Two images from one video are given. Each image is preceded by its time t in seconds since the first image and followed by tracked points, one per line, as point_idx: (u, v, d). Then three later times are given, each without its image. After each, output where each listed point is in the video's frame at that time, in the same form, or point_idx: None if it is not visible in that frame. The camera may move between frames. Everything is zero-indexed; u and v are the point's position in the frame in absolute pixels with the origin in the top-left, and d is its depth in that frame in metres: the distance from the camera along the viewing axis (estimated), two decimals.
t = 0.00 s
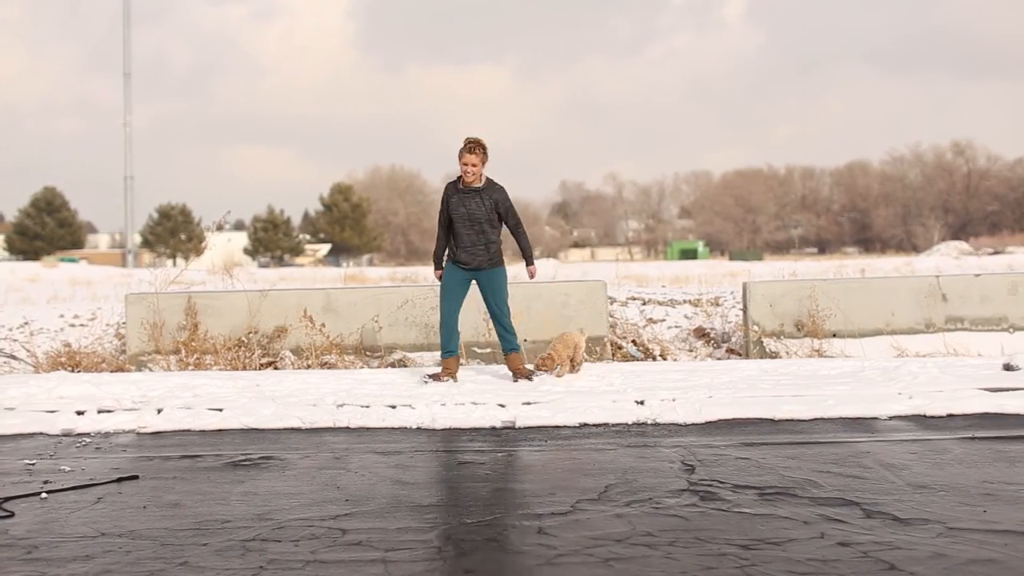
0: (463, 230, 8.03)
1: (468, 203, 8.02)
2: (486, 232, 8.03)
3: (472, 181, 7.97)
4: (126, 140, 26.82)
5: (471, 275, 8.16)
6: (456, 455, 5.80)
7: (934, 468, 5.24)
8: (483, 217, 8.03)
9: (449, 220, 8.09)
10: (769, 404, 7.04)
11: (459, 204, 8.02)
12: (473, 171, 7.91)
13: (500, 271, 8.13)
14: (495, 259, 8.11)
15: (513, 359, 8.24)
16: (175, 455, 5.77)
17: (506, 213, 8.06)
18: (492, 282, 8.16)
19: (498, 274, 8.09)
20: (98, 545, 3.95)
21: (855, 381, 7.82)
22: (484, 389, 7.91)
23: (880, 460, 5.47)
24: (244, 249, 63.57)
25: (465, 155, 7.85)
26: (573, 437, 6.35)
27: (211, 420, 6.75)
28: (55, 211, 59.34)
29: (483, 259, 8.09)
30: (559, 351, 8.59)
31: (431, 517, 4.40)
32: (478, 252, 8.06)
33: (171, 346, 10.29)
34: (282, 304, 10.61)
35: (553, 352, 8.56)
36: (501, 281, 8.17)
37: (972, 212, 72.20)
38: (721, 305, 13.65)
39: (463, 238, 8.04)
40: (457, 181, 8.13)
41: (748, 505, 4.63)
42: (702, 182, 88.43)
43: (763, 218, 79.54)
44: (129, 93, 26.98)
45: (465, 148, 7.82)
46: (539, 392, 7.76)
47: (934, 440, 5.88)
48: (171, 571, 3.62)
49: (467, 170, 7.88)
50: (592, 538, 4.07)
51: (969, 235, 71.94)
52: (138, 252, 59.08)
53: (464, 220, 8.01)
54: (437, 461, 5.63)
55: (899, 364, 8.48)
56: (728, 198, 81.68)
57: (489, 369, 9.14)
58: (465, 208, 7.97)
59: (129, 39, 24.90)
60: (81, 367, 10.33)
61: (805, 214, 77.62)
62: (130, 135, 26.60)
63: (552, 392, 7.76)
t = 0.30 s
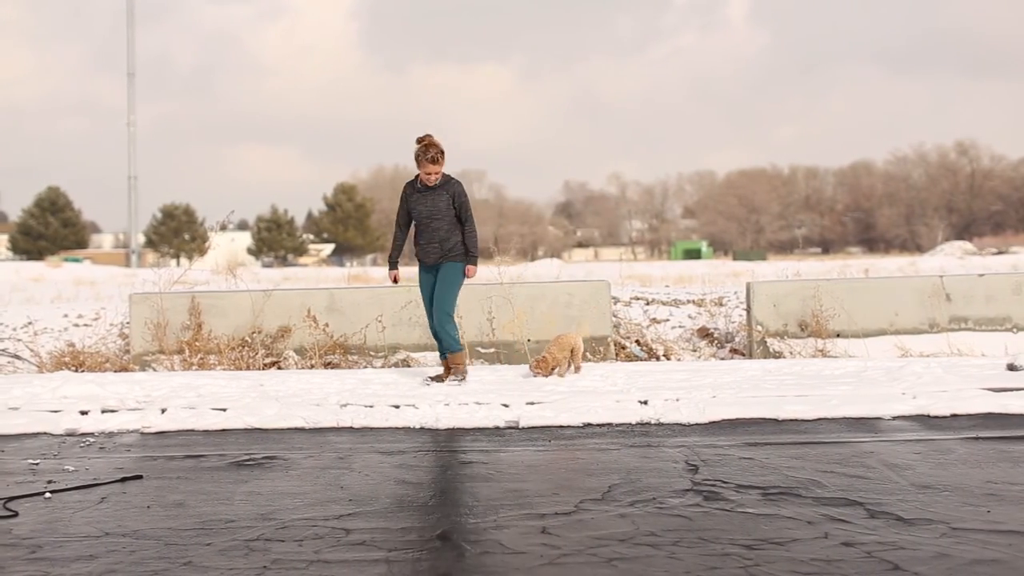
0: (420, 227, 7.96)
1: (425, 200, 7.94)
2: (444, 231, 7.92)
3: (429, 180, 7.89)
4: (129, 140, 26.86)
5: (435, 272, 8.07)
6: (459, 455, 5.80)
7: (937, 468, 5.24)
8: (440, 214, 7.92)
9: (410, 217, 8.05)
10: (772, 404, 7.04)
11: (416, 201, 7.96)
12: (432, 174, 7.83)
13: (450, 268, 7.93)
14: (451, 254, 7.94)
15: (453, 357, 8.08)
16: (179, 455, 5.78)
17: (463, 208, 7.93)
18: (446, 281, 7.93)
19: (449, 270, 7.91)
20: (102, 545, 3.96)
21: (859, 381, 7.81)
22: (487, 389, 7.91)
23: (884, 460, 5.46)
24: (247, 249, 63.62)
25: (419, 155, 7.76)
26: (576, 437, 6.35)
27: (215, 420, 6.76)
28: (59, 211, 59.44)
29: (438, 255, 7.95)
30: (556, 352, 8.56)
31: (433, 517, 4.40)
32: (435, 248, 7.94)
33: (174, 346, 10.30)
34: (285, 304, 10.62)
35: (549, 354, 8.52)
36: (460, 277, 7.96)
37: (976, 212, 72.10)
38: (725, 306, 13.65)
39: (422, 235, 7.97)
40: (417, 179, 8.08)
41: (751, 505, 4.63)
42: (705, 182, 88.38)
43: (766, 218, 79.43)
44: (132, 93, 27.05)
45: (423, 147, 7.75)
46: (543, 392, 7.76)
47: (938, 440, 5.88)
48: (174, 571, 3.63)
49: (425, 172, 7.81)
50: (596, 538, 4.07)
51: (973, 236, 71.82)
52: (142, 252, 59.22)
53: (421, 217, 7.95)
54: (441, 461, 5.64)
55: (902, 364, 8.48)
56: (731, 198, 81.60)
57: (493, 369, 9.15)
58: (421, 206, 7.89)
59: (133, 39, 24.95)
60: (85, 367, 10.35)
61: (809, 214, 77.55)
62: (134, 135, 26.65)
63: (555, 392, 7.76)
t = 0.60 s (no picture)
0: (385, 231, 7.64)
1: (394, 203, 7.65)
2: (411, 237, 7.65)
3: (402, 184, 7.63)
4: (136, 140, 26.96)
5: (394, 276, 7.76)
6: (466, 455, 5.81)
7: (945, 468, 5.24)
8: (407, 219, 7.64)
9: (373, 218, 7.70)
10: (780, 404, 7.04)
11: (384, 204, 7.64)
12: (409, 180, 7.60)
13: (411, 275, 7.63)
14: (414, 261, 7.65)
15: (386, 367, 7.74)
16: (186, 455, 5.80)
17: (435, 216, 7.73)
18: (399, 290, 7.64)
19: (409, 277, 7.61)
20: (110, 544, 3.98)
21: (867, 381, 7.81)
22: (494, 389, 7.92)
23: (892, 460, 5.46)
24: (254, 249, 63.78)
25: (399, 159, 7.50)
26: (583, 437, 6.36)
27: (222, 420, 6.78)
28: (67, 211, 59.66)
29: (400, 260, 7.64)
30: (552, 352, 8.61)
31: (440, 517, 4.42)
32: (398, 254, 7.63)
33: (182, 346, 10.33)
34: (293, 304, 10.66)
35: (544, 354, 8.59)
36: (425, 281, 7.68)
37: (984, 212, 71.90)
38: (732, 305, 13.64)
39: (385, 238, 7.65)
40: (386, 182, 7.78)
41: (758, 505, 4.63)
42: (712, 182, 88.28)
43: (773, 218, 79.30)
44: (139, 93, 27.15)
45: (403, 151, 7.50)
46: (550, 392, 7.77)
47: (946, 440, 5.88)
48: (181, 571, 3.65)
49: (402, 178, 7.57)
50: (603, 538, 4.08)
51: (981, 236, 71.62)
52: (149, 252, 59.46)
53: (388, 220, 7.63)
54: (448, 461, 5.65)
55: (910, 364, 8.47)
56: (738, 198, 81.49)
57: (500, 369, 9.16)
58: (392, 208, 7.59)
59: (141, 39, 25.04)
60: (92, 367, 10.40)
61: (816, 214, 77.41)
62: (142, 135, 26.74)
63: (563, 392, 7.77)
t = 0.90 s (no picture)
0: (362, 229, 7.57)
1: (369, 201, 7.60)
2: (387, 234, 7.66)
3: (377, 181, 7.61)
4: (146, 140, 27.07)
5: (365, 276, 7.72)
6: (476, 455, 5.83)
7: (955, 468, 5.23)
8: (384, 217, 7.64)
9: (347, 216, 7.59)
10: (789, 404, 7.04)
11: (360, 202, 7.57)
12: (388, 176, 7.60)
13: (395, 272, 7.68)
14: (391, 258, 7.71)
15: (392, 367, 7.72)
16: (195, 455, 5.83)
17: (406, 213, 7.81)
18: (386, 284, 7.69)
19: (396, 273, 7.67)
20: (119, 544, 4.01)
21: (876, 381, 7.81)
22: (504, 389, 7.94)
23: (902, 460, 5.46)
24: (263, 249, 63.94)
25: (385, 157, 7.47)
26: (593, 437, 6.36)
27: (232, 420, 6.81)
28: (76, 211, 59.91)
29: (380, 259, 7.64)
30: (560, 352, 8.61)
31: (450, 517, 4.44)
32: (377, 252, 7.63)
33: (191, 346, 10.37)
34: (302, 304, 10.70)
35: (551, 354, 8.60)
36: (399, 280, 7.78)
37: (994, 212, 71.60)
38: (741, 306, 13.63)
39: (364, 236, 7.58)
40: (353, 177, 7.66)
41: (768, 506, 4.64)
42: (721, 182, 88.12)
43: (783, 218, 79.09)
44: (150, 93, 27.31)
45: (387, 149, 7.48)
46: (559, 392, 7.79)
47: (957, 441, 5.87)
48: (191, 570, 3.67)
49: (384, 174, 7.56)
50: (612, 539, 4.09)
51: (991, 236, 71.32)
52: (159, 252, 59.76)
53: (365, 218, 7.57)
54: (458, 460, 5.67)
55: (920, 364, 8.45)
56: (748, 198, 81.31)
57: (509, 369, 9.18)
58: (369, 205, 7.55)
59: (150, 38, 25.14)
60: (102, 367, 10.45)
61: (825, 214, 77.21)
62: (151, 134, 26.84)
63: (572, 392, 7.78)
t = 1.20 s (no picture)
0: (337, 242, 7.65)
1: (343, 214, 7.69)
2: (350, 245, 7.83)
3: (349, 192, 7.68)
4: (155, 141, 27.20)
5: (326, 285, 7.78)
6: (486, 455, 5.85)
7: (966, 469, 5.22)
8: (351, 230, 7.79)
9: (322, 229, 7.57)
10: (799, 404, 7.04)
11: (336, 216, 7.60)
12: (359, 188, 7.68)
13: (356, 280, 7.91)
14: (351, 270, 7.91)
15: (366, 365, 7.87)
16: (205, 455, 5.86)
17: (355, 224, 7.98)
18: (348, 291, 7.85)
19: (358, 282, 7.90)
20: (129, 544, 4.04)
21: (886, 381, 7.80)
22: (513, 389, 7.96)
23: (912, 461, 5.45)
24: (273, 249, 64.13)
25: (362, 167, 7.53)
26: (603, 437, 6.38)
27: (242, 420, 6.85)
28: (87, 211, 60.21)
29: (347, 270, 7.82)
30: (562, 352, 8.58)
31: (460, 517, 4.46)
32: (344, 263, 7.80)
33: (201, 346, 10.44)
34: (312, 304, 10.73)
35: (552, 354, 8.59)
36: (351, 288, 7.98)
37: (1005, 212, 71.27)
38: (751, 306, 13.63)
39: (338, 249, 7.67)
40: (324, 188, 7.61)
41: (777, 506, 4.64)
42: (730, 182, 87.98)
43: (793, 218, 78.91)
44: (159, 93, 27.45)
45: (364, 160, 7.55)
46: (568, 392, 7.81)
47: (967, 441, 5.86)
48: (201, 570, 3.70)
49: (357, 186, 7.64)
50: (622, 539, 4.10)
51: (1002, 236, 71.02)
52: (169, 252, 60.00)
53: (341, 231, 7.67)
54: (468, 461, 5.69)
55: (930, 364, 8.44)
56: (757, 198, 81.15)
57: (519, 369, 9.20)
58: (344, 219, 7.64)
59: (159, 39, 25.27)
60: (112, 367, 10.52)
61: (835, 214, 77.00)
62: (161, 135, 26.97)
63: (581, 392, 7.80)
